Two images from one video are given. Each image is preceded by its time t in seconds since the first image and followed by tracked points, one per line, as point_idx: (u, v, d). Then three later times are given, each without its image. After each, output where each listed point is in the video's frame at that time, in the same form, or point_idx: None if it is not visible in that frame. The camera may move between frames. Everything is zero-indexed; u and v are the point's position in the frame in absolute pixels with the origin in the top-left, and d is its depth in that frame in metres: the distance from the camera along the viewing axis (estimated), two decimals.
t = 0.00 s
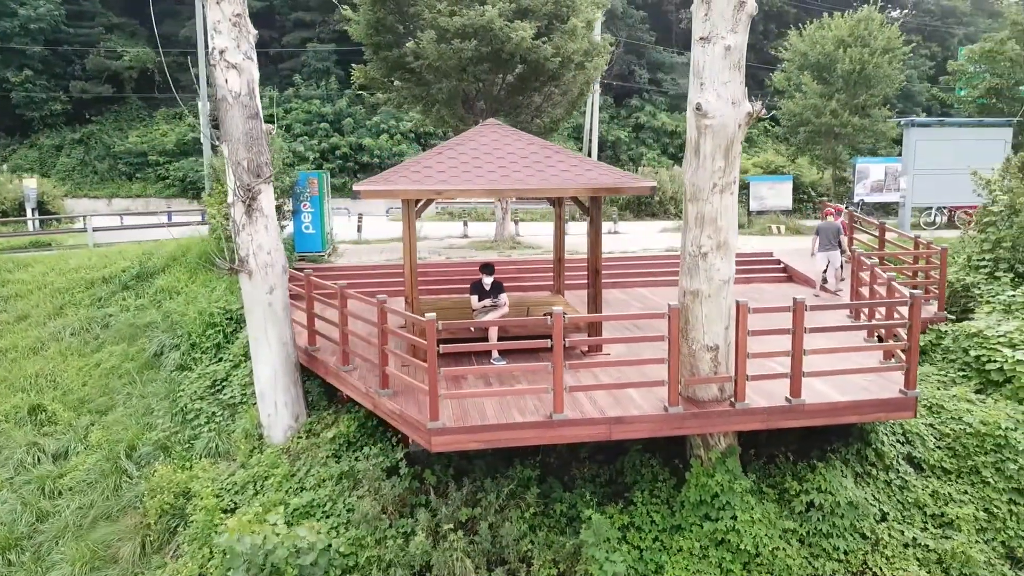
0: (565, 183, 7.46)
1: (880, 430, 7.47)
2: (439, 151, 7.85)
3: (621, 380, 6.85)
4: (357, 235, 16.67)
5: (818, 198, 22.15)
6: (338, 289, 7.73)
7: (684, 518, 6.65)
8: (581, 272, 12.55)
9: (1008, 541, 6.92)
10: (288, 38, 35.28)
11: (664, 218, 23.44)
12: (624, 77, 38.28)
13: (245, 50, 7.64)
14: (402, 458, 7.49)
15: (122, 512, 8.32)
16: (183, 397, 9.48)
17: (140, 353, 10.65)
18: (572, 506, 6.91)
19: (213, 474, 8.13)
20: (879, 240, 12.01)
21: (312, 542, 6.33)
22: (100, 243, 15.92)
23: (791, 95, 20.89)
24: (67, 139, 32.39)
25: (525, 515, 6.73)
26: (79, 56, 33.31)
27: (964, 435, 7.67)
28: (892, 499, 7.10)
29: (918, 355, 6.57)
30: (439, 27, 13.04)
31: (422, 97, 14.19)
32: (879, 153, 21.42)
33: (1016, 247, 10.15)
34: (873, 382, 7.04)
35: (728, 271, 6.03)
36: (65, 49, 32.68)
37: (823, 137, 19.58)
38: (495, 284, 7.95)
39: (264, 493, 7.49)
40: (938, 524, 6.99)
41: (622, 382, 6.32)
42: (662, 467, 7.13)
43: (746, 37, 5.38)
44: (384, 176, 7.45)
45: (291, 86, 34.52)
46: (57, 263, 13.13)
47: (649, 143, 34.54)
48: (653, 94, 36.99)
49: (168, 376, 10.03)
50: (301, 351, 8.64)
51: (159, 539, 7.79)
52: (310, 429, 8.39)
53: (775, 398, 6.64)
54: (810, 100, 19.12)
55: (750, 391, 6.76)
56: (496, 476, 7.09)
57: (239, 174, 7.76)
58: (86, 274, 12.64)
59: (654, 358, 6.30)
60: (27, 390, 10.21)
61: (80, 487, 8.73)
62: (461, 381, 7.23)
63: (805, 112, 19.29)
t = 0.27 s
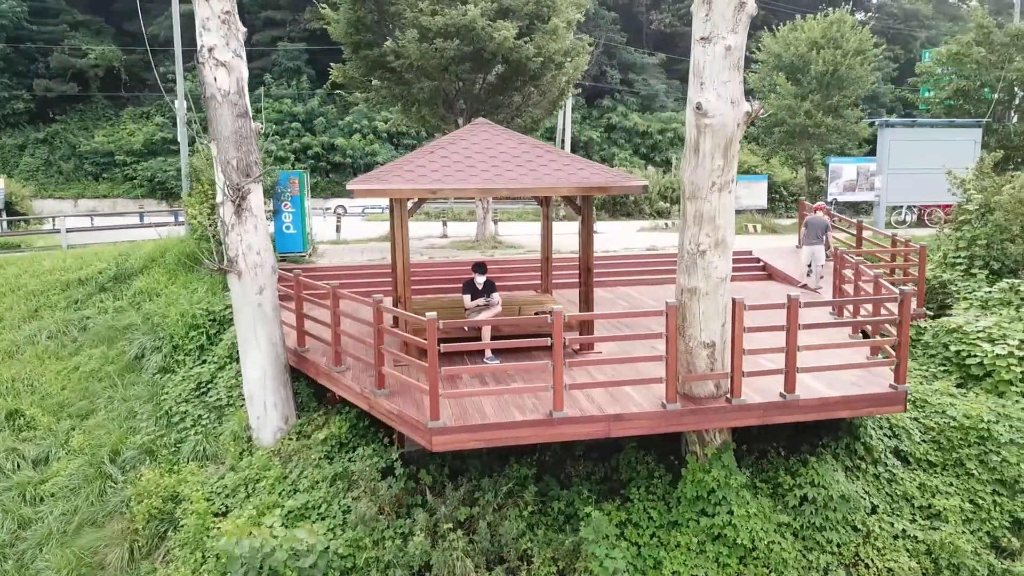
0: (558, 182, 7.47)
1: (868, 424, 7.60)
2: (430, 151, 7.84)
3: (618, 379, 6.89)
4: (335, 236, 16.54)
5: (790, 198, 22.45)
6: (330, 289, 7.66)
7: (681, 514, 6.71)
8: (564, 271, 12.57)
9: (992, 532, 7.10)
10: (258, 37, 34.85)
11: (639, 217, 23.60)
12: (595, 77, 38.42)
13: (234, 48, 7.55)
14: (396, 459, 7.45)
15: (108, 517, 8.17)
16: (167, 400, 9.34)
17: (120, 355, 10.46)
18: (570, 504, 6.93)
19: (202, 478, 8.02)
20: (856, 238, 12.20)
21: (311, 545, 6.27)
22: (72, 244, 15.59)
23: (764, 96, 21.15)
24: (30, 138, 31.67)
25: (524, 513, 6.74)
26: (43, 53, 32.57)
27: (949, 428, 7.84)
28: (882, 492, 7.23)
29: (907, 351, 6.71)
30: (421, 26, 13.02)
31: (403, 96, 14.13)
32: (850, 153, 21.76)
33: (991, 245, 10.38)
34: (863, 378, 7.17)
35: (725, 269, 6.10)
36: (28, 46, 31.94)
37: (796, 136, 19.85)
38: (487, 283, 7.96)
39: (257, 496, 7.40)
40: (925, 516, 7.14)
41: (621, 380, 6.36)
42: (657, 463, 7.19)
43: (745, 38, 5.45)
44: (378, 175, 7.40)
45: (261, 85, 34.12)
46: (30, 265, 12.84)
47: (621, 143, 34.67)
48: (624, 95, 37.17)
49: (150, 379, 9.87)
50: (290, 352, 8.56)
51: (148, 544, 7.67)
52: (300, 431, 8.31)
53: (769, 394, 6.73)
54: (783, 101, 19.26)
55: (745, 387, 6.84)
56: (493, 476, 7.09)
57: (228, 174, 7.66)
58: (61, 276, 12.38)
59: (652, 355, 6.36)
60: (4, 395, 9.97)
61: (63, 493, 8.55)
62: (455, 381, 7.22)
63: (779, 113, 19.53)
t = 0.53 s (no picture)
0: (545, 182, 7.47)
1: (851, 419, 7.74)
2: (416, 151, 7.80)
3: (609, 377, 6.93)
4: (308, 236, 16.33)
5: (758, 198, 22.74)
6: (316, 290, 7.58)
7: (673, 510, 6.76)
8: (542, 271, 12.56)
9: (972, 522, 7.29)
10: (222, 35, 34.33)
11: (610, 217, 23.72)
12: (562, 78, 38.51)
13: (217, 46, 7.44)
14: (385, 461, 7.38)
15: (87, 525, 7.99)
16: (145, 404, 9.15)
17: (93, 359, 10.22)
18: (561, 502, 6.94)
19: (184, 482, 7.88)
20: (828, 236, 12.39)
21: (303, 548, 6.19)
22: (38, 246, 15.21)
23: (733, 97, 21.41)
24: None
25: (517, 512, 6.73)
26: None
27: (927, 422, 8.01)
28: (866, 485, 7.36)
29: (891, 346, 6.86)
30: (398, 25, 12.98)
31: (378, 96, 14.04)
32: (816, 153, 22.10)
33: (960, 242, 10.62)
34: (848, 373, 7.30)
35: (717, 267, 6.17)
36: None
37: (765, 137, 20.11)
38: (475, 282, 7.95)
39: (243, 500, 7.29)
40: (908, 508, 7.30)
41: (614, 377, 6.40)
42: (647, 460, 7.23)
43: (739, 38, 5.52)
44: (365, 175, 7.35)
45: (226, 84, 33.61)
46: None
47: (589, 144, 34.82)
48: (591, 96, 37.30)
49: (126, 383, 9.67)
50: (273, 354, 8.45)
51: (130, 552, 7.50)
52: (284, 433, 8.20)
53: (758, 390, 6.82)
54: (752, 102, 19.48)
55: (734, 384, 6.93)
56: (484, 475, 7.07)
57: (211, 173, 7.55)
58: (28, 279, 12.06)
59: (645, 353, 6.40)
60: None
61: (38, 501, 8.34)
62: (446, 381, 7.19)
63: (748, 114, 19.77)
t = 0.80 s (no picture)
0: (528, 181, 7.46)
1: (829, 414, 7.88)
2: (397, 150, 7.74)
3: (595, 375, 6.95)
4: (275, 237, 16.06)
5: (722, 198, 22.98)
6: (298, 291, 7.49)
7: (660, 506, 6.82)
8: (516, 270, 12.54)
9: (946, 512, 7.49)
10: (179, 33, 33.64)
11: (577, 217, 23.78)
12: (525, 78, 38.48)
13: (194, 42, 7.29)
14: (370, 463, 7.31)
15: (59, 534, 7.77)
16: (116, 409, 8.92)
17: (59, 364, 9.93)
18: (549, 501, 6.95)
19: (162, 488, 7.70)
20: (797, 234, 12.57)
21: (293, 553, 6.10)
22: None
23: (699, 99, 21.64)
24: None
25: (506, 512, 6.72)
26: None
27: (901, 415, 8.20)
28: (844, 477, 7.51)
29: (870, 341, 7.00)
30: (369, 24, 12.90)
31: (348, 95, 13.89)
32: (778, 154, 22.45)
33: (926, 240, 10.88)
34: (827, 369, 7.44)
35: (704, 265, 6.24)
36: None
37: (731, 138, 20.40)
38: (457, 282, 7.93)
39: (224, 506, 7.16)
40: (886, 499, 7.47)
41: (603, 376, 6.42)
42: (632, 457, 7.28)
43: (727, 38, 5.58)
44: (347, 174, 7.28)
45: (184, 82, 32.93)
46: None
47: (552, 144, 34.87)
48: (554, 96, 37.32)
49: (95, 389, 9.41)
50: (252, 357, 8.31)
51: (106, 561, 7.31)
52: (264, 437, 8.07)
53: (743, 386, 6.91)
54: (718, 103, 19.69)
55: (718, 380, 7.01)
56: (472, 476, 7.04)
57: (188, 173, 7.40)
58: None
59: (633, 351, 6.44)
60: None
61: (7, 511, 8.08)
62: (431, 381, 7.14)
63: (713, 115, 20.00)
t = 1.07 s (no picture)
0: (510, 179, 7.45)
1: (808, 409, 8.01)
2: (378, 149, 7.68)
3: (581, 374, 6.97)
4: (242, 238, 15.78)
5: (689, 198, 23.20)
6: (279, 292, 7.38)
7: (647, 502, 6.86)
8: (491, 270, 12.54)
9: (921, 503, 7.67)
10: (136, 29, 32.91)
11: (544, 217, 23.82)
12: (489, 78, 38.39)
13: (171, 38, 7.14)
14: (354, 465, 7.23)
15: (31, 544, 7.55)
16: (87, 414, 8.68)
17: (25, 369, 9.65)
18: (536, 499, 6.95)
19: (139, 495, 7.52)
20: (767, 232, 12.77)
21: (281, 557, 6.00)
22: None
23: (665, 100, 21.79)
24: None
25: (495, 511, 6.70)
26: None
27: (877, 408, 8.36)
28: (824, 470, 7.64)
29: (849, 337, 7.13)
30: (342, 22, 12.83)
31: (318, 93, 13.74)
32: (743, 154, 22.74)
33: (893, 238, 11.13)
34: (807, 364, 7.56)
35: (691, 263, 6.30)
36: None
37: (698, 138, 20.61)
38: (440, 281, 7.92)
39: (206, 511, 7.02)
40: (865, 492, 7.61)
41: (591, 374, 6.44)
42: (618, 454, 7.32)
43: (715, 37, 5.63)
44: (328, 174, 7.20)
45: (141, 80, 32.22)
46: None
47: (517, 144, 34.86)
48: (518, 96, 37.26)
49: (64, 394, 9.16)
50: (230, 359, 8.18)
51: (82, 571, 7.12)
52: (243, 441, 7.93)
53: (727, 382, 6.98)
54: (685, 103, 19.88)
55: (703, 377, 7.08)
56: (459, 476, 7.02)
57: (165, 171, 7.24)
58: None
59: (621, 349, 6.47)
60: None
61: None
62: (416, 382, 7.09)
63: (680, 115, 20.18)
